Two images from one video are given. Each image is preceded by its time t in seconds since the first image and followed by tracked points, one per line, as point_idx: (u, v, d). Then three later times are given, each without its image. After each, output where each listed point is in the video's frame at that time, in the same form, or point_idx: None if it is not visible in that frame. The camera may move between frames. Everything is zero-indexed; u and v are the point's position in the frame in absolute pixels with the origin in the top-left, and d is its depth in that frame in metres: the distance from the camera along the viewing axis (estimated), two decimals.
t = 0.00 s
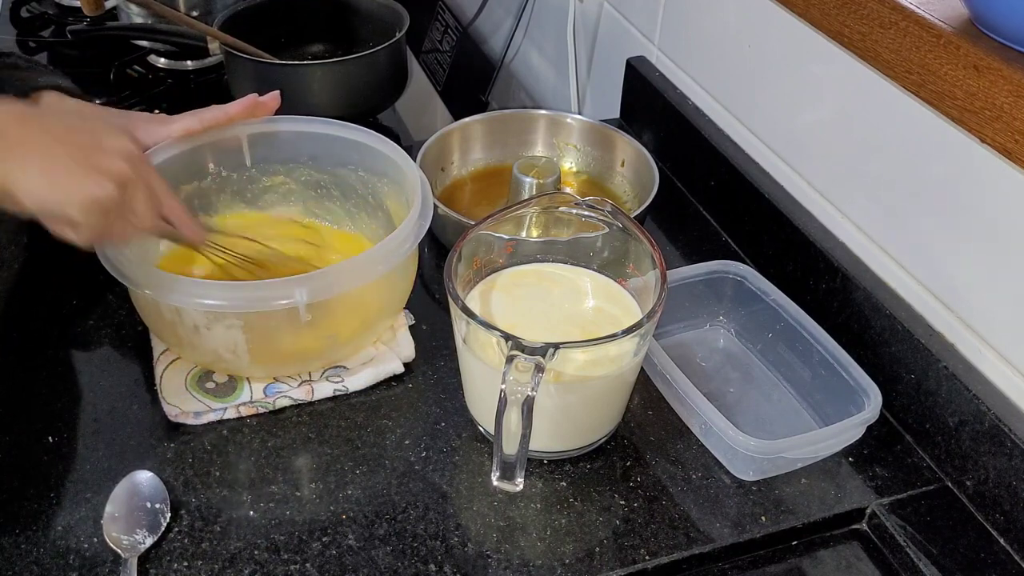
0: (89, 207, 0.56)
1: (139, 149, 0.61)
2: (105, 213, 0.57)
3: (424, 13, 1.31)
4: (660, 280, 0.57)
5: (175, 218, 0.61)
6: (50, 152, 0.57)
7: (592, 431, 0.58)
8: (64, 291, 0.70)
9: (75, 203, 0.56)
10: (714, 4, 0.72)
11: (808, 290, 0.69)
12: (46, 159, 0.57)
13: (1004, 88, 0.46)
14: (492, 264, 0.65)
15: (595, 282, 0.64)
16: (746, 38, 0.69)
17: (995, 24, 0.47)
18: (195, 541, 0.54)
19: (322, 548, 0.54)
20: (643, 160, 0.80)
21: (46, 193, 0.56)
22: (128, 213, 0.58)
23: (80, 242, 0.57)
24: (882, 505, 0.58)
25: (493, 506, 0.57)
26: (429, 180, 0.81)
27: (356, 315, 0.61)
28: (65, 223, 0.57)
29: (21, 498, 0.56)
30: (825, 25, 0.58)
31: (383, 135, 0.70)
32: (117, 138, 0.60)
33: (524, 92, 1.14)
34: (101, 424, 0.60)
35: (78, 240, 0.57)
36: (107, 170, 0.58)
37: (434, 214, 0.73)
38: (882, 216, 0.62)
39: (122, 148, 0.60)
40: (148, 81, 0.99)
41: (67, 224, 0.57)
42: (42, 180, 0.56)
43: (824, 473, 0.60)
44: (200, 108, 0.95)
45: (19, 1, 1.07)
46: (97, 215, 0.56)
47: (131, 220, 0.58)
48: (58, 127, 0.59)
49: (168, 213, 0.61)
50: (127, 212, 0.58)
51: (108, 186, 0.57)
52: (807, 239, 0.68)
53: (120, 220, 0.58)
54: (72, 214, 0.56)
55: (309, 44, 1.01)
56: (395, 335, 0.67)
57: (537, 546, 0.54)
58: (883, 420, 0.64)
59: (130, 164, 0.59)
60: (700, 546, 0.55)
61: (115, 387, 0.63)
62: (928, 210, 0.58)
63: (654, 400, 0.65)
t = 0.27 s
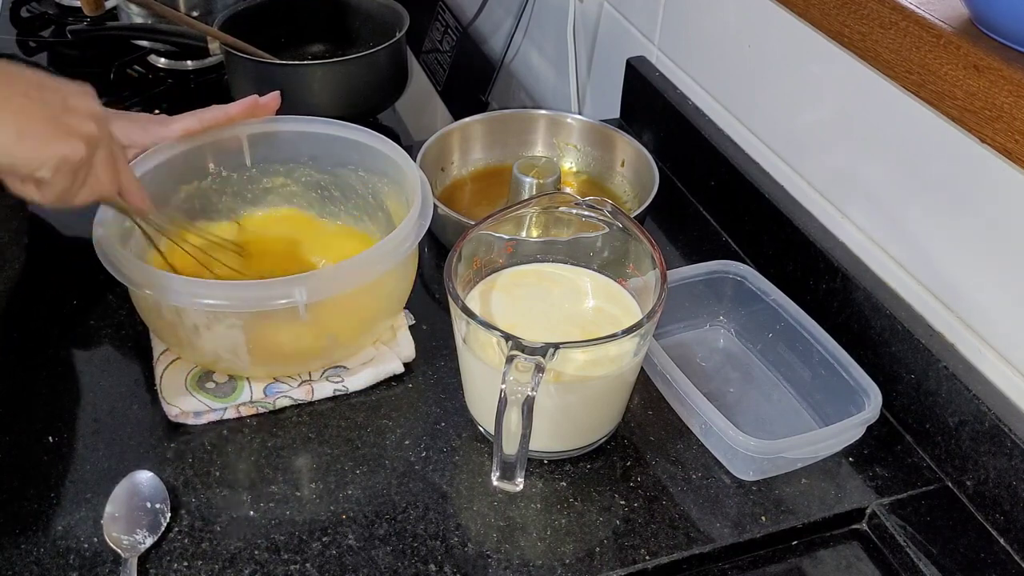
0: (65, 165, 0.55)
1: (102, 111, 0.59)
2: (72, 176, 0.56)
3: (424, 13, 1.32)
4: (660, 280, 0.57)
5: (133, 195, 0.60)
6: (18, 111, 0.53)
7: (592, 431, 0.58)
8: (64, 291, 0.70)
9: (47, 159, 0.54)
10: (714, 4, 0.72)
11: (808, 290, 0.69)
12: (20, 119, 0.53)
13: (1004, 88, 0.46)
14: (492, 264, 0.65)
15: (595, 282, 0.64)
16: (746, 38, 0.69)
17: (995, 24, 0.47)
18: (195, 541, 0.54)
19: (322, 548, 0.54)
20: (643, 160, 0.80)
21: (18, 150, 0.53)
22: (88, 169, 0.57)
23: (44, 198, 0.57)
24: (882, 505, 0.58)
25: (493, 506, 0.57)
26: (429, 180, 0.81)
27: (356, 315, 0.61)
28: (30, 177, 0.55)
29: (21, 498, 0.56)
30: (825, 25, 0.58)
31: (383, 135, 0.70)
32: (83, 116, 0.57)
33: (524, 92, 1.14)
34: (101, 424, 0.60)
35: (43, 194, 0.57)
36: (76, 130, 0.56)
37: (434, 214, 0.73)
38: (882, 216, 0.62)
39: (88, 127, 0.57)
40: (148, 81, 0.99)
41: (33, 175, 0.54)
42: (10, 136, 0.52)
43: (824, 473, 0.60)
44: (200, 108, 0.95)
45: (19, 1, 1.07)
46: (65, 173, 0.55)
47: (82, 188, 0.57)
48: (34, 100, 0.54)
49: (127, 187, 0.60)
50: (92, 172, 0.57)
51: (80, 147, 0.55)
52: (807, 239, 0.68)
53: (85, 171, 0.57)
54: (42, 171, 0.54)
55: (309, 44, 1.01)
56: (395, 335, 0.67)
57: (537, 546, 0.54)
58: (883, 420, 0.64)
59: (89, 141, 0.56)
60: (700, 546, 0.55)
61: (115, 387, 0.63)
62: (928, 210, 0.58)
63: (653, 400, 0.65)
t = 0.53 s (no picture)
0: (111, 118, 0.53)
1: (150, 88, 0.55)
2: (107, 150, 0.55)
3: (424, 13, 1.32)
4: (661, 280, 0.57)
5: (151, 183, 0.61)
6: (69, 60, 0.51)
7: (592, 431, 0.58)
8: (64, 291, 0.70)
9: (94, 110, 0.52)
10: (714, 4, 0.72)
11: (808, 290, 0.69)
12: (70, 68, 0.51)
13: (1004, 88, 0.46)
14: (492, 264, 0.65)
15: (595, 282, 0.64)
16: (746, 38, 0.69)
17: (995, 24, 0.47)
18: (195, 541, 0.54)
19: (322, 548, 0.54)
20: (643, 160, 0.80)
21: (69, 95, 0.51)
22: (122, 150, 0.56)
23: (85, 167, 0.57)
24: (882, 505, 0.58)
25: (493, 506, 0.57)
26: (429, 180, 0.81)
27: (357, 315, 0.61)
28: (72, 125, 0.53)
29: (21, 498, 0.56)
30: (825, 25, 0.58)
31: (383, 135, 0.70)
32: (131, 74, 0.54)
33: (524, 92, 1.14)
34: (101, 423, 0.60)
35: (85, 156, 0.55)
36: (124, 88, 0.53)
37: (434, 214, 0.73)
38: (882, 216, 0.62)
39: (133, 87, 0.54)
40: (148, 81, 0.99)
41: (78, 127, 0.53)
42: (64, 86, 0.51)
43: (824, 473, 0.60)
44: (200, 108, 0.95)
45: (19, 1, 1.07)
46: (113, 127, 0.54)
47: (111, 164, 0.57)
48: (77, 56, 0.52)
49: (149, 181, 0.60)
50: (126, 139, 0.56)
51: (130, 100, 0.53)
52: (807, 239, 0.68)
53: (132, 137, 0.56)
54: (89, 121, 0.53)
55: (309, 44, 1.01)
56: (395, 335, 0.67)
57: (537, 546, 0.54)
58: (883, 420, 0.64)
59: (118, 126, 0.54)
60: (700, 546, 0.55)
61: (115, 387, 0.63)
62: (928, 209, 0.58)
63: (654, 400, 0.65)
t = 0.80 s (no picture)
0: (176, 122, 0.53)
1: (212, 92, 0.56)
2: (177, 151, 0.56)
3: (424, 13, 1.32)
4: (661, 280, 0.57)
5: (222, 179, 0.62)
6: (133, 65, 0.52)
7: (592, 431, 0.58)
8: (64, 291, 0.70)
9: (159, 116, 0.52)
10: (714, 4, 0.72)
11: (808, 290, 0.69)
12: (132, 72, 0.52)
13: (1004, 88, 0.46)
14: (492, 264, 0.65)
15: (595, 282, 0.64)
16: (746, 38, 0.69)
17: (995, 24, 0.47)
18: (195, 541, 0.54)
19: (322, 548, 0.54)
20: (643, 160, 0.80)
21: (134, 101, 0.51)
22: (188, 145, 0.57)
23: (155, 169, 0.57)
24: (882, 505, 0.58)
25: (493, 506, 0.57)
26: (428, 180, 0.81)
27: (357, 315, 0.61)
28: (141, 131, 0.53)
29: (21, 498, 0.56)
30: (825, 25, 0.58)
31: (383, 136, 0.70)
32: (194, 76, 0.55)
33: (524, 92, 1.14)
34: (101, 423, 0.60)
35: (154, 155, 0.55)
36: (189, 88, 0.54)
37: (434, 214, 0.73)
38: (882, 216, 0.62)
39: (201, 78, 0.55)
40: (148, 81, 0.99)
41: (144, 130, 0.53)
42: (130, 92, 0.51)
43: (824, 473, 0.60)
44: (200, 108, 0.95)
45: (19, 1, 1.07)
46: (179, 127, 0.54)
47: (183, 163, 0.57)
48: (134, 55, 0.52)
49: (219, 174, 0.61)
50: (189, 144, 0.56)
51: (195, 101, 0.54)
52: (807, 238, 0.68)
53: (190, 138, 0.56)
54: (156, 124, 0.53)
55: (309, 44, 1.01)
56: (395, 335, 0.67)
57: (537, 546, 0.54)
58: (883, 420, 0.64)
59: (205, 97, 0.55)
60: (700, 546, 0.55)
61: (115, 387, 0.63)
62: (928, 209, 0.58)
63: (654, 400, 0.65)
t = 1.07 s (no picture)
0: (179, 182, 0.56)
1: (212, 133, 0.59)
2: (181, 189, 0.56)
3: (424, 13, 1.32)
4: (660, 281, 0.57)
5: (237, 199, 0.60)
6: (134, 124, 0.55)
7: (592, 432, 0.58)
8: (64, 290, 0.70)
9: (159, 179, 0.55)
10: (714, 4, 0.72)
11: (808, 290, 0.69)
12: (134, 139, 0.54)
13: (1004, 88, 0.46)
14: (492, 264, 0.65)
15: (595, 282, 0.64)
16: (746, 38, 0.69)
17: (995, 24, 0.47)
18: (195, 541, 0.54)
19: (322, 548, 0.54)
20: (643, 160, 0.80)
21: (146, 167, 0.54)
22: (199, 192, 0.58)
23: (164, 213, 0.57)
24: (882, 505, 0.58)
25: (493, 506, 0.57)
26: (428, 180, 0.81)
27: (356, 316, 0.61)
28: (145, 195, 0.56)
29: (21, 498, 0.56)
30: (825, 25, 0.58)
31: (383, 136, 0.70)
32: (193, 114, 0.59)
33: (524, 92, 1.14)
34: (101, 423, 0.60)
35: (162, 216, 0.57)
36: (190, 146, 0.57)
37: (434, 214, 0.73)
38: (882, 216, 0.62)
39: (199, 127, 0.58)
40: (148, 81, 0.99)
41: (150, 199, 0.56)
42: (138, 156, 0.54)
43: (824, 473, 0.60)
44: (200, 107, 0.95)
45: (20, 1, 1.07)
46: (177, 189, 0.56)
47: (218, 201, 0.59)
48: (135, 106, 0.55)
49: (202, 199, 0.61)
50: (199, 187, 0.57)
51: (195, 162, 0.56)
52: (807, 238, 0.68)
53: (202, 185, 0.58)
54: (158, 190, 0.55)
55: (309, 44, 1.01)
56: (395, 335, 0.67)
57: (537, 546, 0.54)
58: (883, 420, 0.64)
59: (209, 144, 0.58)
60: (700, 546, 0.55)
61: (115, 387, 0.63)
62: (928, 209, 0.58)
63: (654, 400, 0.65)
